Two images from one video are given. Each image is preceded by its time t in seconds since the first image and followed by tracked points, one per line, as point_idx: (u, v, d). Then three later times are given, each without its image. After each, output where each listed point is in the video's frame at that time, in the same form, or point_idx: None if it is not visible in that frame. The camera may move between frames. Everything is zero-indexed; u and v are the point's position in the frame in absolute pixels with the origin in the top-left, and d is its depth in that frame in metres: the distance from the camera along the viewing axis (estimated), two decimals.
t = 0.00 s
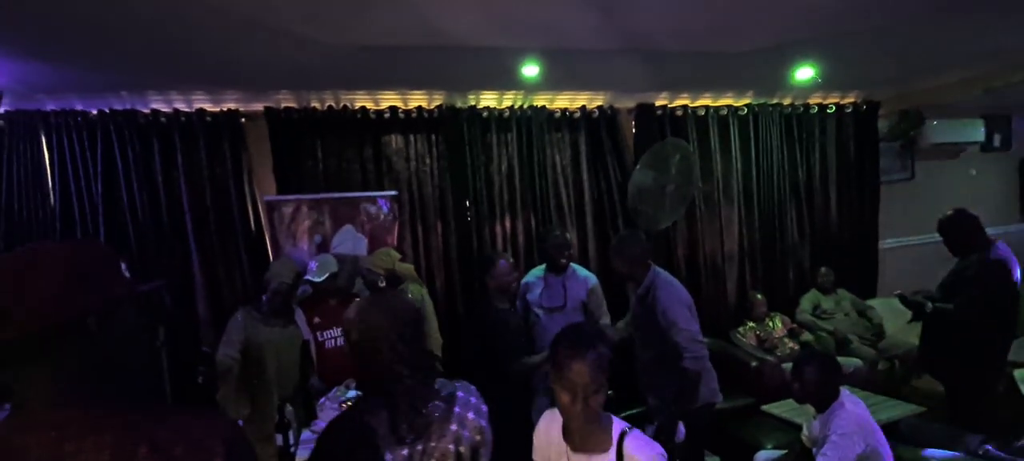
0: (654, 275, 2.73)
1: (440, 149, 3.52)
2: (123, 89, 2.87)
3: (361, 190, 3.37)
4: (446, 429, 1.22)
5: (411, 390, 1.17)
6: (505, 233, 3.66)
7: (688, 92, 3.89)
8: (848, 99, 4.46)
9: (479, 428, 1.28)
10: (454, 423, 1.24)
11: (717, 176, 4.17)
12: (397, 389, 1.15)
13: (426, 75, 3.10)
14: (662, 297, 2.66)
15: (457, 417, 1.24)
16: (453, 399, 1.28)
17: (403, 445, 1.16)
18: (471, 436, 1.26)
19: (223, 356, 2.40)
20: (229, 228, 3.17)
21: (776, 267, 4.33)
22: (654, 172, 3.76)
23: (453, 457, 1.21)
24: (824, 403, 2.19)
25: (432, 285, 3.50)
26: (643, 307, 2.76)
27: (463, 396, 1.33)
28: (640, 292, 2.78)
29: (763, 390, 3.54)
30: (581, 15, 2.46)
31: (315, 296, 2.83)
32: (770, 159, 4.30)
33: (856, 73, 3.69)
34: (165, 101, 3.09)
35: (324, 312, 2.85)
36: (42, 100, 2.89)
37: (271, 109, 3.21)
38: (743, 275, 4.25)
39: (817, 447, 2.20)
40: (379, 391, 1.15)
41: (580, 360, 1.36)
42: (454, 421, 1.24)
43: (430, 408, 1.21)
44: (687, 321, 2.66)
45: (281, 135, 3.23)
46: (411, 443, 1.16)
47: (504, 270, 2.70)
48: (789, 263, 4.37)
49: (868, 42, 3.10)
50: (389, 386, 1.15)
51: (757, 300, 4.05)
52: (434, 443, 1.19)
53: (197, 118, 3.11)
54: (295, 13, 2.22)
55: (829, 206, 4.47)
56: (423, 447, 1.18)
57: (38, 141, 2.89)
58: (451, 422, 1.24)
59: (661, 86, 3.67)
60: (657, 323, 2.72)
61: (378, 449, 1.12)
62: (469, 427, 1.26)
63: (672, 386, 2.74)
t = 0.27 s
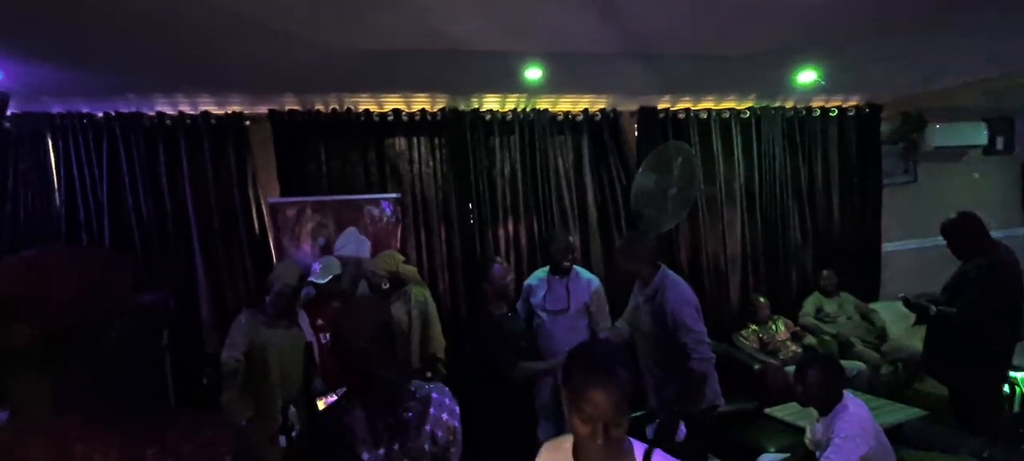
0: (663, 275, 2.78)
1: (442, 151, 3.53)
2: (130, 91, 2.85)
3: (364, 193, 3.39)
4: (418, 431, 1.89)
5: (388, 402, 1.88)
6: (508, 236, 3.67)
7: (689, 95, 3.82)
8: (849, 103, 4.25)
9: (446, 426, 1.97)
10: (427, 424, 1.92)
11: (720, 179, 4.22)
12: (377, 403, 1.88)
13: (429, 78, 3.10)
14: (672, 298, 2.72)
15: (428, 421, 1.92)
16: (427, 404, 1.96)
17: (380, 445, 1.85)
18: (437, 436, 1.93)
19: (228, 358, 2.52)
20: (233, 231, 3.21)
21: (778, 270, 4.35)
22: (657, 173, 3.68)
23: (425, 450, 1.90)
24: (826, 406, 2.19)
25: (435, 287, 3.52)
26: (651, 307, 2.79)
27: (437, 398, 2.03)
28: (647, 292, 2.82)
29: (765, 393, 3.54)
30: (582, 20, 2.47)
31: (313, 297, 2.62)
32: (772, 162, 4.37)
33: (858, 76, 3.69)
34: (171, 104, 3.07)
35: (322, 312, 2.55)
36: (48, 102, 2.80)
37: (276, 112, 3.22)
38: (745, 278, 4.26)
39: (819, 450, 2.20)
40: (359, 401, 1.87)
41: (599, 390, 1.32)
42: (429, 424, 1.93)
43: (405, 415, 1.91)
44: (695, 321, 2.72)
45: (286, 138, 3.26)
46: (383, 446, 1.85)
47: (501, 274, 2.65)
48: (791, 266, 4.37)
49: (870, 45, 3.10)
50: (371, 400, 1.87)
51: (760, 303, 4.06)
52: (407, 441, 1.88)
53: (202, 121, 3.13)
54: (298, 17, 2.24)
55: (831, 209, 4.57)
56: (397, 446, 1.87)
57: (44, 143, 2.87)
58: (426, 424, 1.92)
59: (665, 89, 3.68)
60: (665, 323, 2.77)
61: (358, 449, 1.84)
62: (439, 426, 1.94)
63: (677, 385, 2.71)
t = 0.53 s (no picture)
0: (675, 280, 2.80)
1: (449, 155, 3.58)
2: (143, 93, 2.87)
3: (372, 195, 3.42)
4: (415, 428, 1.77)
5: (388, 403, 1.73)
6: (515, 239, 3.69)
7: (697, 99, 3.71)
8: (858, 107, 4.18)
9: (444, 423, 1.85)
10: (425, 420, 1.79)
11: (728, 183, 4.31)
12: (379, 402, 1.72)
13: (437, 82, 3.12)
14: (682, 302, 2.73)
15: (425, 417, 1.79)
16: (426, 401, 1.83)
17: (377, 440, 1.72)
18: (434, 433, 1.80)
19: (237, 358, 2.53)
20: (243, 232, 3.29)
21: (785, 275, 4.35)
22: (665, 179, 3.67)
23: (420, 450, 1.77)
24: (835, 412, 2.18)
25: (441, 288, 3.53)
26: (663, 311, 2.82)
27: (434, 396, 1.88)
28: (659, 295, 2.84)
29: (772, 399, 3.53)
30: (588, 22, 2.48)
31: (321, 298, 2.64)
32: (780, 168, 4.40)
33: (867, 82, 3.67)
34: (183, 106, 3.08)
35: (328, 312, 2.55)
36: (63, 106, 2.76)
37: (285, 115, 3.20)
38: (752, 284, 4.25)
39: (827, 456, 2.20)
40: (359, 400, 1.71)
41: (601, 420, 1.58)
42: (426, 419, 1.80)
43: (406, 413, 1.77)
44: (706, 326, 2.71)
45: (295, 140, 3.30)
46: (382, 440, 1.72)
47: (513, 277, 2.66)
48: (798, 272, 4.35)
49: (879, 51, 3.09)
50: (371, 399, 1.71)
51: (767, 309, 4.11)
52: (405, 438, 1.75)
53: (214, 124, 3.17)
54: (305, 17, 2.26)
55: (840, 214, 4.58)
56: (394, 441, 1.73)
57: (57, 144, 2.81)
58: (425, 419, 1.80)
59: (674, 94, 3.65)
60: (676, 327, 2.78)
61: (356, 442, 1.71)
62: (436, 423, 1.82)
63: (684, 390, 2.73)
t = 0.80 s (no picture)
0: (693, 286, 2.78)
1: (462, 159, 3.63)
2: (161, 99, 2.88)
3: (386, 198, 3.51)
4: (429, 424, 1.86)
5: (405, 398, 1.82)
6: (524, 243, 3.75)
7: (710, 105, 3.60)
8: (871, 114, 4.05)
9: (457, 419, 1.95)
10: (438, 417, 1.89)
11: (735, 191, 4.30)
12: (395, 398, 1.80)
13: (449, 88, 3.15)
14: (700, 310, 2.72)
15: (439, 413, 1.89)
16: (440, 399, 1.94)
17: (393, 437, 1.80)
18: (446, 428, 1.91)
19: (249, 359, 2.53)
20: (258, 235, 3.37)
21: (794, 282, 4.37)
22: (676, 184, 3.68)
23: (435, 445, 1.86)
24: (846, 420, 2.17)
25: (451, 291, 3.56)
26: (679, 315, 2.81)
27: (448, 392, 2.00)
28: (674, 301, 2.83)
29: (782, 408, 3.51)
30: (598, 29, 2.49)
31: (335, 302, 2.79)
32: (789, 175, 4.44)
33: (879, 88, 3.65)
34: (199, 110, 3.09)
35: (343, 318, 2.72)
36: (85, 109, 2.76)
37: (301, 120, 3.29)
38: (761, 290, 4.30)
39: None
40: (375, 398, 1.79)
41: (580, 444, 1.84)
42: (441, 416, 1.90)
43: (421, 411, 1.86)
44: (722, 333, 2.69)
45: (313, 145, 3.40)
46: (399, 435, 1.80)
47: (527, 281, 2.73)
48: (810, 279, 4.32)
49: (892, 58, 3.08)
50: (387, 396, 1.79)
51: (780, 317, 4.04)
52: (420, 433, 1.83)
53: (230, 128, 3.22)
54: (321, 25, 2.30)
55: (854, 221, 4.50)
56: (411, 437, 1.81)
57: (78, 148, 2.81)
58: (440, 415, 1.90)
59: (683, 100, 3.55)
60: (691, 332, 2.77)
61: (373, 438, 1.78)
62: (451, 419, 1.92)
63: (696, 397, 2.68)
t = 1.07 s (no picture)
0: (709, 290, 2.71)
1: (471, 161, 3.60)
2: (175, 100, 3.03)
3: (393, 200, 3.47)
4: (449, 414, 1.49)
5: (425, 383, 1.47)
6: (532, 247, 3.70)
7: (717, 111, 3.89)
8: (882, 120, 4.37)
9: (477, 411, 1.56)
10: (457, 406, 1.51)
11: (748, 195, 4.14)
12: (413, 381, 1.45)
13: (458, 90, 3.17)
14: (715, 313, 2.63)
15: (459, 402, 1.52)
16: (459, 387, 1.55)
17: (415, 424, 1.43)
18: (467, 420, 1.52)
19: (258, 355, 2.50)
20: (268, 237, 3.30)
21: (806, 291, 4.25)
22: (684, 187, 3.72)
23: (454, 436, 1.48)
24: (855, 427, 2.14)
25: (458, 292, 3.55)
26: (693, 319, 2.76)
27: (466, 385, 1.59)
28: (690, 303, 2.78)
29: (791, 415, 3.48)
30: (608, 31, 2.50)
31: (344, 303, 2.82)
32: (802, 180, 4.26)
33: (892, 93, 3.62)
34: (213, 112, 3.24)
35: (351, 319, 2.81)
36: (101, 109, 3.06)
37: (311, 121, 3.34)
38: (773, 297, 4.18)
39: None
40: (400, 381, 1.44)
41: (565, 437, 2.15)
42: (458, 406, 1.52)
43: (440, 399, 1.49)
44: (736, 337, 2.60)
45: (320, 146, 3.37)
46: (422, 424, 1.43)
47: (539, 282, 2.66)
48: (820, 285, 4.28)
49: (902, 62, 3.06)
50: (412, 379, 1.45)
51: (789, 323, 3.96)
52: (441, 423, 1.47)
53: (242, 129, 3.26)
54: (329, 26, 2.31)
55: (863, 227, 4.38)
56: (433, 425, 1.45)
57: (93, 146, 3.08)
58: (456, 407, 1.52)
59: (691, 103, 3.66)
60: (704, 335, 2.70)
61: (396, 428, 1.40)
62: (469, 410, 1.53)
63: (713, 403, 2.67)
